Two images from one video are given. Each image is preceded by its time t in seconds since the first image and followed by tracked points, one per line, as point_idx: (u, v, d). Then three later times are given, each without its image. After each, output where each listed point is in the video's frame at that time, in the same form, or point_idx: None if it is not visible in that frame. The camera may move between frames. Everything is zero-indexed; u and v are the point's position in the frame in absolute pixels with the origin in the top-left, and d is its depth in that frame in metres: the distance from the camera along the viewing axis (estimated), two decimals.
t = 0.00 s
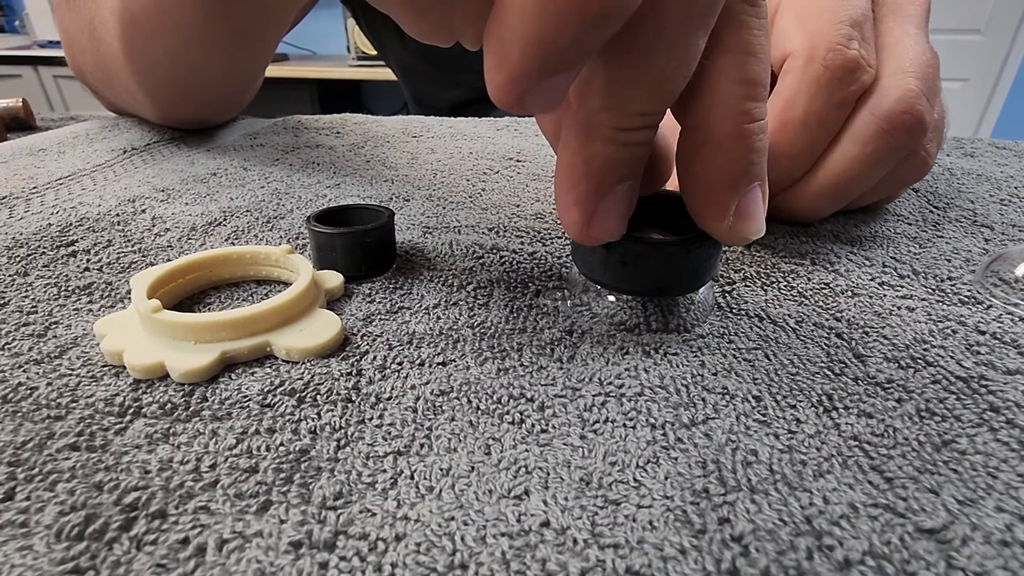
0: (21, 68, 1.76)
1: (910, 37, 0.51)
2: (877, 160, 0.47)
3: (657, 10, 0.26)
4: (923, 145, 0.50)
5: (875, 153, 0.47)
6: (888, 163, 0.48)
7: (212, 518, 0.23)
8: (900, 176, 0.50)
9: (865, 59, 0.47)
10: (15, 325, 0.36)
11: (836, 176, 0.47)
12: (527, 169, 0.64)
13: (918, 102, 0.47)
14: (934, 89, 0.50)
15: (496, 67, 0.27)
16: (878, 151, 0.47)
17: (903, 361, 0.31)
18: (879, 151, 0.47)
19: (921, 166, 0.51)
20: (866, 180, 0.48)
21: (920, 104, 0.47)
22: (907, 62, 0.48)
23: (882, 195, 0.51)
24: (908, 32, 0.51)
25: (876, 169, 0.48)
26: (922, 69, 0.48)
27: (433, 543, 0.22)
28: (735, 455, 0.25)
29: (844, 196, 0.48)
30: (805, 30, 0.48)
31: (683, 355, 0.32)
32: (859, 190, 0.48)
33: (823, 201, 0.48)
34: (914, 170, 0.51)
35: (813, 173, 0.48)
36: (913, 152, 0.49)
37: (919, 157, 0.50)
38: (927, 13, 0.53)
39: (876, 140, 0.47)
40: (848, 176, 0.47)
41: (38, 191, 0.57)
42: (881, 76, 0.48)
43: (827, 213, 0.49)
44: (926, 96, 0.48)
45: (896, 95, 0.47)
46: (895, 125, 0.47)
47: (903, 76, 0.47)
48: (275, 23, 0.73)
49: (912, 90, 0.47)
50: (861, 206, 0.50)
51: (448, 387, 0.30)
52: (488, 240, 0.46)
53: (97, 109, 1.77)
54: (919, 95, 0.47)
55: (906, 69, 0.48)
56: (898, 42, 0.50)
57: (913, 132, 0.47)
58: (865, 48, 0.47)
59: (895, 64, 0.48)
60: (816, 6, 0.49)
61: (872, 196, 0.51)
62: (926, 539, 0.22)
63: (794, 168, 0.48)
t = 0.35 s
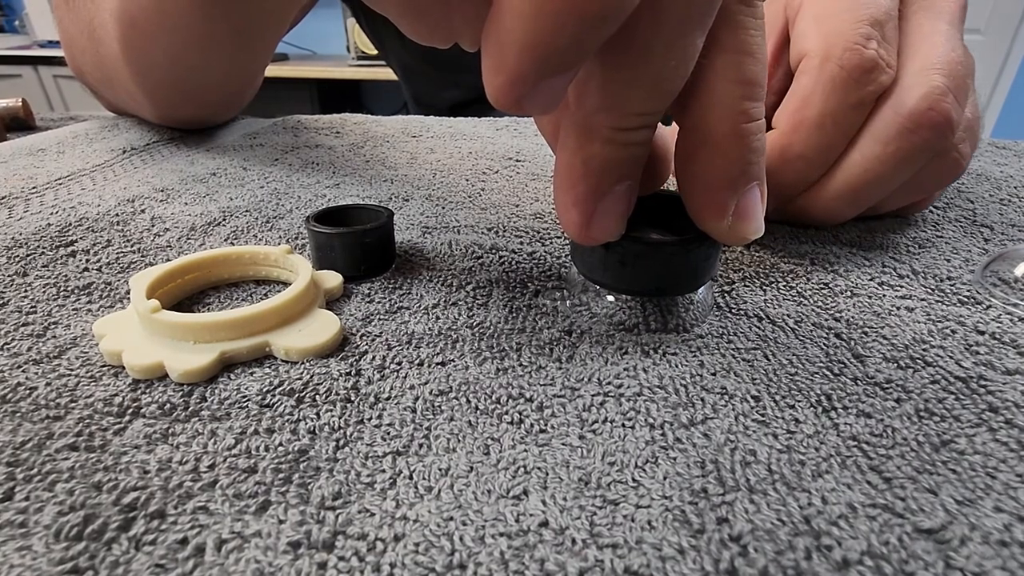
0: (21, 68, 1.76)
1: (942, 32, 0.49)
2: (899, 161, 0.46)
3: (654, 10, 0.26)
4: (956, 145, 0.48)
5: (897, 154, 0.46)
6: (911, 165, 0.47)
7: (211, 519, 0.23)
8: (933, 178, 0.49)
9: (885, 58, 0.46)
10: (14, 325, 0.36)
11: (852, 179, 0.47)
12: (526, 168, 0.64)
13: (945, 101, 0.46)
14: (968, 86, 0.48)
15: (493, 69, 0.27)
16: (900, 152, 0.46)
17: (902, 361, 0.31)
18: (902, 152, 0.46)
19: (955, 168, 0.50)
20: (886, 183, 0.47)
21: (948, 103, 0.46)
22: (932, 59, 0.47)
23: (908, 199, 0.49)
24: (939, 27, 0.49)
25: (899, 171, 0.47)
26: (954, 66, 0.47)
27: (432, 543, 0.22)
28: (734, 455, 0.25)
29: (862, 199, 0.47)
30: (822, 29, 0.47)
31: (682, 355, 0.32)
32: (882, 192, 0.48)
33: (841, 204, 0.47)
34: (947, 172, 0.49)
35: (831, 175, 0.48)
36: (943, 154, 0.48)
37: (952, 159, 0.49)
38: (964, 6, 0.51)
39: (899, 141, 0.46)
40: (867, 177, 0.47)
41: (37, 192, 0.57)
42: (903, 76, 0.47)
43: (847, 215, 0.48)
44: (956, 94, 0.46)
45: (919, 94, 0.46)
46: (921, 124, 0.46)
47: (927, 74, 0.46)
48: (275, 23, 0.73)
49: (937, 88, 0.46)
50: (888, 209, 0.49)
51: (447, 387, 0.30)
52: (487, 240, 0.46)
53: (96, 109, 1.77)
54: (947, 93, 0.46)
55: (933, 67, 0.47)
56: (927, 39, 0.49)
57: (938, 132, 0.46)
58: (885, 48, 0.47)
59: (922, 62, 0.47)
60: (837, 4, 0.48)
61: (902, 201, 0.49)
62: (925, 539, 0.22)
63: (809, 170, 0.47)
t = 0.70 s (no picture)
0: (21, 68, 1.76)
1: (974, 27, 0.47)
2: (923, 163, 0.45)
3: (653, 10, 0.26)
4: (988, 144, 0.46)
5: (921, 155, 0.45)
6: (933, 168, 0.45)
7: (210, 519, 0.23)
8: (965, 179, 0.47)
9: (907, 57, 0.45)
10: (13, 325, 0.36)
11: (869, 182, 0.46)
12: (526, 168, 0.64)
13: (974, 99, 0.44)
14: (1001, 83, 0.46)
15: (492, 70, 0.27)
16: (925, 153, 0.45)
17: (902, 361, 0.31)
18: (926, 154, 0.45)
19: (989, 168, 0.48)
20: (907, 187, 0.46)
21: (977, 102, 0.44)
22: (960, 58, 0.45)
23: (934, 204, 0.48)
24: (972, 21, 0.47)
25: (925, 172, 0.45)
26: (986, 63, 0.45)
27: (431, 543, 0.22)
28: (733, 455, 0.25)
29: (880, 203, 0.46)
30: (841, 28, 0.47)
31: (681, 355, 0.32)
32: (906, 194, 0.46)
33: (862, 205, 0.46)
34: (981, 173, 0.47)
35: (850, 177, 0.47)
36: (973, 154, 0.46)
37: (984, 159, 0.47)
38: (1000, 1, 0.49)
39: (923, 141, 0.45)
40: (889, 179, 0.45)
41: (37, 191, 0.57)
42: (927, 75, 0.45)
43: (868, 217, 0.47)
44: (986, 92, 0.45)
45: (946, 93, 0.44)
46: (948, 124, 0.44)
47: (954, 72, 0.44)
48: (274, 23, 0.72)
49: (964, 86, 0.44)
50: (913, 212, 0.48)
51: (447, 387, 0.30)
52: (487, 240, 0.46)
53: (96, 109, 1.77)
54: (976, 91, 0.44)
55: (962, 64, 0.45)
56: (958, 34, 0.47)
57: (963, 134, 0.44)
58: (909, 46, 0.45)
59: (950, 59, 0.45)
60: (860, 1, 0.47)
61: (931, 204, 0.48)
62: (925, 539, 0.22)
63: (824, 172, 0.47)
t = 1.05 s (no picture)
0: (21, 67, 1.76)
1: (996, 27, 0.46)
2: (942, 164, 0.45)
3: (653, 10, 0.26)
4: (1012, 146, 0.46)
5: (940, 156, 0.45)
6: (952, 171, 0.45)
7: (210, 519, 0.23)
8: (989, 182, 0.46)
9: (924, 57, 0.45)
10: (13, 325, 0.36)
11: (887, 183, 0.45)
12: (526, 168, 0.64)
13: (996, 99, 0.44)
14: None
15: (492, 70, 0.27)
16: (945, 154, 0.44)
17: (901, 361, 0.31)
18: (946, 155, 0.44)
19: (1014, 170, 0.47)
20: (925, 189, 0.45)
21: (999, 102, 0.44)
22: (981, 58, 0.45)
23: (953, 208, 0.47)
24: (995, 21, 0.47)
25: (945, 174, 0.45)
26: (1009, 62, 0.44)
27: (431, 543, 0.22)
28: (732, 454, 0.25)
29: (899, 205, 0.46)
30: (857, 28, 0.46)
31: (681, 355, 0.32)
32: (927, 196, 0.46)
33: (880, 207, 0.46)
34: (1006, 175, 0.47)
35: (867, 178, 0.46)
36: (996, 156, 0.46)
37: (1008, 161, 0.46)
38: None
39: (943, 143, 0.44)
40: (908, 180, 0.45)
41: (37, 191, 0.57)
42: (945, 76, 0.45)
43: (887, 219, 0.47)
44: (1010, 92, 0.44)
45: (966, 94, 0.44)
46: (969, 124, 0.44)
47: (974, 72, 0.44)
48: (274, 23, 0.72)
49: (985, 87, 0.44)
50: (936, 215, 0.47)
51: (446, 387, 0.30)
52: (487, 240, 0.46)
53: (96, 109, 1.77)
54: (998, 92, 0.44)
55: (983, 65, 0.44)
56: (980, 34, 0.46)
57: (984, 136, 0.44)
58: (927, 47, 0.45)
59: (971, 59, 0.45)
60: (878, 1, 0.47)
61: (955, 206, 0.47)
62: (923, 539, 0.22)
63: (839, 174, 0.46)
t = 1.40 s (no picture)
0: (20, 67, 1.76)
1: None
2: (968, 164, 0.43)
3: (653, 10, 0.26)
4: None
5: (966, 156, 0.43)
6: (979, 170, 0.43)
7: (209, 519, 0.23)
8: None
9: (947, 55, 0.43)
10: (12, 325, 0.36)
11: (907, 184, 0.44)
12: (526, 168, 0.64)
13: None
14: None
15: (491, 70, 0.27)
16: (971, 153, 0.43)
17: (902, 361, 0.31)
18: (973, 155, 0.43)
19: None
20: (949, 190, 0.44)
21: None
22: (1011, 54, 0.43)
23: (983, 208, 0.46)
24: None
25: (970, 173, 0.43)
26: None
27: (430, 543, 0.22)
28: (732, 454, 0.25)
29: (922, 205, 0.45)
30: (876, 26, 0.45)
31: (681, 355, 0.32)
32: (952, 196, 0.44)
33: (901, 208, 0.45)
34: None
35: (888, 179, 0.45)
36: None
37: None
38: None
39: (970, 142, 0.43)
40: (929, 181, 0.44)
41: (36, 191, 0.57)
42: (972, 73, 0.44)
43: (910, 220, 0.46)
44: None
45: (994, 91, 0.42)
46: (997, 122, 0.42)
47: (1002, 69, 0.42)
48: (274, 23, 0.73)
49: (1015, 83, 0.42)
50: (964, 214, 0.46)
51: (446, 387, 0.30)
52: (486, 239, 0.46)
53: (95, 109, 1.77)
54: None
55: (1014, 60, 0.43)
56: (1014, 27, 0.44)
57: (1014, 134, 0.42)
58: (951, 44, 0.44)
59: (1001, 54, 0.43)
60: None
61: (985, 206, 0.45)
62: (923, 539, 0.22)
63: (857, 175, 0.45)
